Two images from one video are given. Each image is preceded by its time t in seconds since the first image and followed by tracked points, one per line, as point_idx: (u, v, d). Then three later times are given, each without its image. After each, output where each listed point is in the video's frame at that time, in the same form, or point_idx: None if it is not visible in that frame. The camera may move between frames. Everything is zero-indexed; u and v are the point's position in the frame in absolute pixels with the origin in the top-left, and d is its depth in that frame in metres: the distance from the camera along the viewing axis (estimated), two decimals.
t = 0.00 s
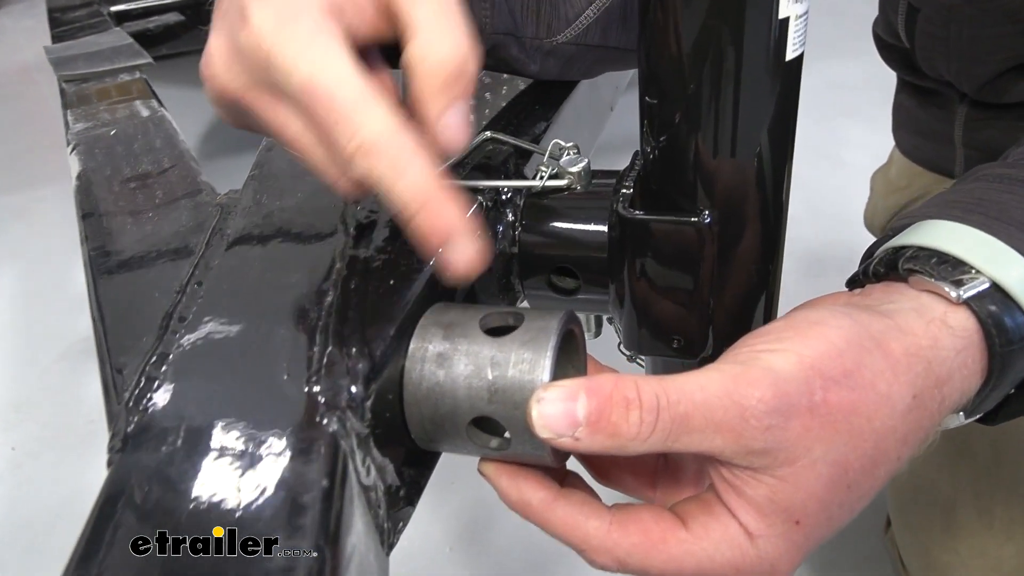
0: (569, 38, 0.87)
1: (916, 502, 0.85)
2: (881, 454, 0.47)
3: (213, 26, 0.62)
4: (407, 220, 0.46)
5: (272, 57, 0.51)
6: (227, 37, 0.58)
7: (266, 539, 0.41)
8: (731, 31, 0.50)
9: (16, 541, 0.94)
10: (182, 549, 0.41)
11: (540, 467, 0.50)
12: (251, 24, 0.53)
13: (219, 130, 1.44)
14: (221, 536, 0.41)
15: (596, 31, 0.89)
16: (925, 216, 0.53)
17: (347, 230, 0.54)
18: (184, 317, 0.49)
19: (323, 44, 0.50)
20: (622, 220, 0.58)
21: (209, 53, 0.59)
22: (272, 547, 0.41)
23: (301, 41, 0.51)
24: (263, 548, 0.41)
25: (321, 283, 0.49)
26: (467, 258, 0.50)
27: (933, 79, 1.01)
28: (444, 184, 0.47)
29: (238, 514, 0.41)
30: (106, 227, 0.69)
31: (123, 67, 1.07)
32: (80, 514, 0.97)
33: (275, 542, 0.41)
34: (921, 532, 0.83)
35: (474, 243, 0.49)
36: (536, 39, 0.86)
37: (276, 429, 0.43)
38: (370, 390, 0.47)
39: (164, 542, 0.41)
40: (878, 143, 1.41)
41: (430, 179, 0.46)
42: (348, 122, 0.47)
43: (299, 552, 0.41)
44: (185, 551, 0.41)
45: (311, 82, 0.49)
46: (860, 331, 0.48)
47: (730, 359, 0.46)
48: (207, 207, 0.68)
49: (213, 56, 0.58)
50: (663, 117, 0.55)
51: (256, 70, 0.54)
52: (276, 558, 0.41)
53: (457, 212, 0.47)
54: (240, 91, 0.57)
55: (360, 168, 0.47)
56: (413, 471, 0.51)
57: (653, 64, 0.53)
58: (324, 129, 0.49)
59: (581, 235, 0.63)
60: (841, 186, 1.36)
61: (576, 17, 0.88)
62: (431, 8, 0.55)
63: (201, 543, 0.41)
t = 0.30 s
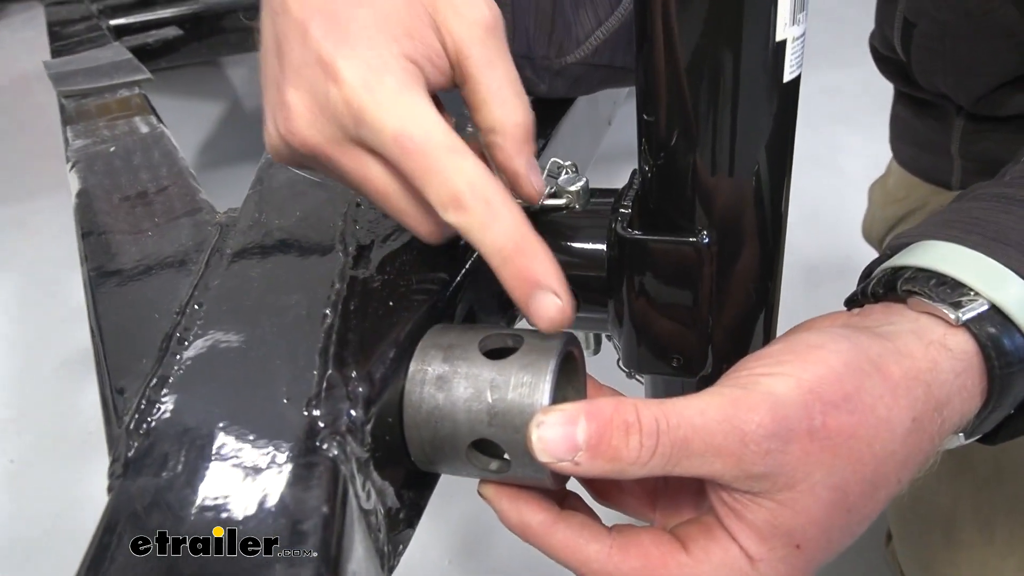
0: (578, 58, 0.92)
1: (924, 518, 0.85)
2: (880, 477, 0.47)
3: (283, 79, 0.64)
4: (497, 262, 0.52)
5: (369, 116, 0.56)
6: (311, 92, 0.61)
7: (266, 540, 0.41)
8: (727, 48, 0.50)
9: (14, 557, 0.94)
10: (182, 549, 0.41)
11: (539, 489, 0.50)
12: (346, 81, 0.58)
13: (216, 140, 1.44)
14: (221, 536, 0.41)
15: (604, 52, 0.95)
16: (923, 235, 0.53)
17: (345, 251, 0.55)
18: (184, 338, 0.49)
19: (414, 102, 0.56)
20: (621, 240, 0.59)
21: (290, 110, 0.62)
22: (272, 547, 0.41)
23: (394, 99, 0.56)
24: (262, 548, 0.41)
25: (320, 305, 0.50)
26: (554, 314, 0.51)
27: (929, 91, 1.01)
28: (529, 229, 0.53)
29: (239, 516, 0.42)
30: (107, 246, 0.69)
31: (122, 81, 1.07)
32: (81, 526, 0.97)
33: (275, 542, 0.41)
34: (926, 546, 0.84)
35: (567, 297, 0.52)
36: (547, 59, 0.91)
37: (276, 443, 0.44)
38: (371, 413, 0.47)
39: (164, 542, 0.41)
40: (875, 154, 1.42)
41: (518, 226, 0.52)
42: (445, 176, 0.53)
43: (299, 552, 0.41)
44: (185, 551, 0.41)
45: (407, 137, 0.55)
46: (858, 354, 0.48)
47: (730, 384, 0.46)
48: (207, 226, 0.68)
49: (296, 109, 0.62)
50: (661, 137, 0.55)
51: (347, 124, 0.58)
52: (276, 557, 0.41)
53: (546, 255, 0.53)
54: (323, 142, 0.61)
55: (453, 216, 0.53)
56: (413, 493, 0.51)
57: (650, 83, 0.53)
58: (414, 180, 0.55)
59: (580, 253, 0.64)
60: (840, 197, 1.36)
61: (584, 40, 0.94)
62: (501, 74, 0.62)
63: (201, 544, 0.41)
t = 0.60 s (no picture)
0: (582, 63, 0.92)
1: (919, 516, 0.85)
2: (882, 472, 0.48)
3: (293, 93, 0.63)
4: (501, 276, 0.52)
5: (378, 134, 0.56)
6: (321, 107, 0.61)
7: (267, 539, 0.41)
8: (727, 51, 0.50)
9: (20, 560, 0.94)
10: (182, 549, 0.41)
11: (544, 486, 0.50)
12: (356, 99, 0.58)
13: (219, 146, 1.45)
14: (221, 536, 0.41)
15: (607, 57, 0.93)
16: (922, 233, 0.54)
17: (351, 255, 0.56)
18: (192, 341, 0.50)
19: (423, 120, 0.56)
20: (623, 240, 0.59)
21: (298, 123, 0.61)
22: (272, 547, 0.41)
23: (402, 116, 0.56)
24: (262, 548, 0.41)
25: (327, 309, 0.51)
26: (558, 327, 0.48)
27: (928, 92, 1.02)
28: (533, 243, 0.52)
29: (242, 516, 0.42)
30: (113, 250, 0.69)
31: (125, 87, 1.08)
32: (90, 527, 0.97)
33: (275, 542, 0.41)
34: (922, 542, 0.84)
35: (571, 311, 0.50)
36: (550, 64, 0.92)
37: (286, 443, 0.44)
38: (377, 413, 0.47)
39: (164, 542, 0.41)
40: (875, 154, 1.42)
41: (522, 240, 0.52)
42: (451, 192, 0.53)
43: (301, 552, 0.41)
44: (185, 551, 0.41)
45: (415, 154, 0.54)
46: (859, 350, 0.48)
47: (731, 379, 0.46)
48: (212, 230, 0.69)
49: (304, 122, 0.61)
50: (662, 138, 0.55)
51: (357, 141, 0.58)
52: (276, 557, 0.41)
53: (550, 269, 0.52)
54: (334, 158, 0.61)
55: (458, 230, 0.53)
56: (419, 491, 0.52)
57: (651, 86, 0.54)
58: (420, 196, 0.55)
59: (583, 254, 0.64)
60: (840, 197, 1.36)
61: (590, 43, 0.92)
62: (511, 82, 0.62)
63: (201, 543, 0.41)
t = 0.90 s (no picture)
0: (581, 63, 0.92)
1: (916, 516, 0.85)
2: (879, 472, 0.48)
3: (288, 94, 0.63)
4: (495, 281, 0.52)
5: (373, 137, 0.56)
6: (316, 109, 0.60)
7: (266, 540, 0.41)
8: (725, 52, 0.50)
9: (18, 559, 0.94)
10: (182, 549, 0.41)
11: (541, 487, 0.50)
12: (351, 102, 0.57)
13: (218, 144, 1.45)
14: (221, 536, 0.41)
15: (605, 58, 0.93)
16: (920, 233, 0.54)
17: (348, 254, 0.57)
18: (189, 341, 0.50)
19: (418, 124, 0.55)
20: (620, 240, 0.59)
21: (293, 124, 0.61)
22: (272, 547, 0.41)
23: (397, 120, 0.55)
24: (263, 548, 0.41)
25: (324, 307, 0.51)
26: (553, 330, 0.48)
27: (927, 92, 1.02)
28: (527, 248, 0.52)
29: (240, 517, 0.42)
30: (111, 249, 0.69)
31: (123, 86, 1.08)
32: (91, 524, 0.97)
33: (275, 542, 0.41)
34: (919, 542, 0.84)
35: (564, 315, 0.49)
36: (549, 64, 0.92)
37: (283, 443, 0.44)
38: (375, 413, 0.47)
39: (164, 542, 0.41)
40: (873, 153, 1.42)
41: (516, 245, 0.51)
42: (444, 197, 0.52)
43: (301, 552, 0.41)
44: (185, 551, 0.41)
45: (409, 158, 0.54)
46: (856, 350, 0.48)
47: (727, 379, 0.46)
48: (210, 229, 0.69)
49: (299, 123, 0.61)
50: (659, 138, 0.55)
51: (352, 144, 0.58)
52: (275, 557, 0.41)
53: (544, 273, 0.51)
54: (330, 159, 0.61)
55: (451, 235, 0.52)
56: (417, 491, 0.52)
57: (648, 86, 0.54)
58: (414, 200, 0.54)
59: (580, 254, 0.64)
60: (838, 196, 1.36)
61: (589, 42, 0.92)
62: (510, 83, 0.62)
63: (201, 543, 0.41)
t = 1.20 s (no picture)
0: (579, 63, 0.91)
1: (916, 517, 0.85)
2: (879, 475, 0.48)
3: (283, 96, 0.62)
4: (491, 283, 0.52)
5: (370, 140, 0.56)
6: (311, 112, 0.60)
7: (267, 539, 0.41)
8: (724, 52, 0.50)
9: (16, 559, 0.94)
10: (182, 549, 0.41)
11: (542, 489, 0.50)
12: (347, 104, 0.57)
13: (216, 143, 1.44)
14: (221, 536, 0.41)
15: (603, 57, 0.93)
16: (920, 235, 0.54)
17: (346, 255, 0.57)
18: (187, 342, 0.50)
19: (413, 126, 0.55)
20: (619, 241, 0.59)
21: (288, 127, 0.61)
22: (273, 547, 0.41)
23: (393, 122, 0.56)
24: (263, 548, 0.41)
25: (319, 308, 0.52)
26: (551, 332, 0.48)
27: (926, 91, 1.02)
28: (524, 250, 0.53)
29: (240, 517, 0.42)
30: (108, 250, 0.69)
31: (121, 86, 1.07)
32: (91, 524, 0.97)
33: (275, 542, 0.41)
34: (921, 543, 0.84)
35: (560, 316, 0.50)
36: (547, 64, 0.91)
37: (281, 444, 0.44)
38: (373, 415, 0.47)
39: (164, 542, 0.41)
40: (872, 152, 1.42)
41: (513, 248, 0.52)
42: (440, 200, 0.53)
43: (301, 552, 0.41)
44: (185, 551, 0.41)
45: (404, 160, 0.54)
46: (855, 352, 0.48)
47: (727, 381, 0.46)
48: (208, 230, 0.69)
49: (294, 126, 0.61)
50: (658, 138, 0.55)
51: (349, 147, 0.58)
52: (276, 557, 0.40)
53: (540, 275, 0.52)
54: (326, 163, 0.60)
55: (448, 237, 0.53)
56: (415, 493, 0.52)
57: (648, 87, 0.54)
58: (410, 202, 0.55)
59: (578, 255, 0.64)
60: (838, 195, 1.36)
61: (588, 43, 0.92)
62: (510, 82, 0.62)
63: (201, 543, 0.41)
